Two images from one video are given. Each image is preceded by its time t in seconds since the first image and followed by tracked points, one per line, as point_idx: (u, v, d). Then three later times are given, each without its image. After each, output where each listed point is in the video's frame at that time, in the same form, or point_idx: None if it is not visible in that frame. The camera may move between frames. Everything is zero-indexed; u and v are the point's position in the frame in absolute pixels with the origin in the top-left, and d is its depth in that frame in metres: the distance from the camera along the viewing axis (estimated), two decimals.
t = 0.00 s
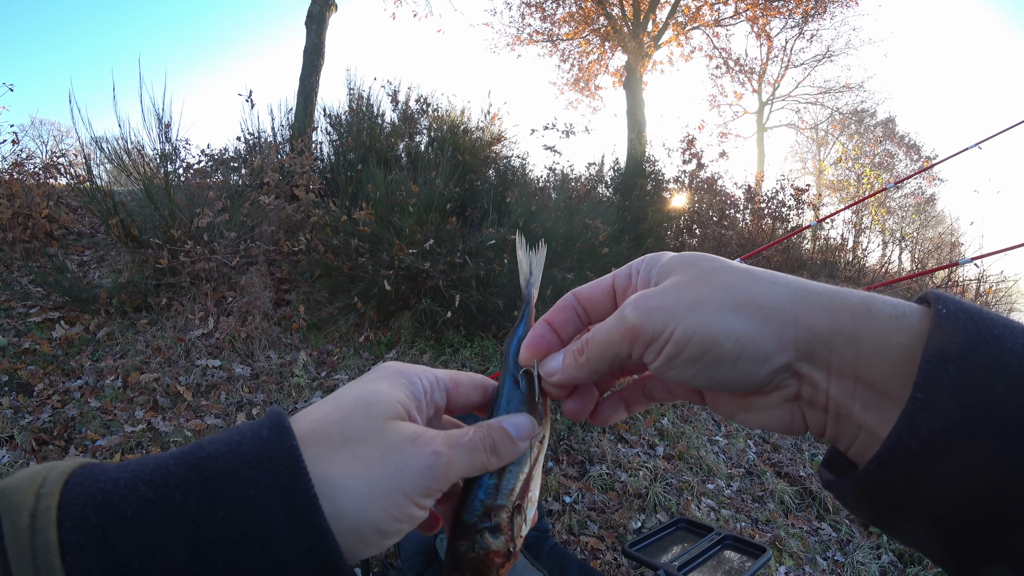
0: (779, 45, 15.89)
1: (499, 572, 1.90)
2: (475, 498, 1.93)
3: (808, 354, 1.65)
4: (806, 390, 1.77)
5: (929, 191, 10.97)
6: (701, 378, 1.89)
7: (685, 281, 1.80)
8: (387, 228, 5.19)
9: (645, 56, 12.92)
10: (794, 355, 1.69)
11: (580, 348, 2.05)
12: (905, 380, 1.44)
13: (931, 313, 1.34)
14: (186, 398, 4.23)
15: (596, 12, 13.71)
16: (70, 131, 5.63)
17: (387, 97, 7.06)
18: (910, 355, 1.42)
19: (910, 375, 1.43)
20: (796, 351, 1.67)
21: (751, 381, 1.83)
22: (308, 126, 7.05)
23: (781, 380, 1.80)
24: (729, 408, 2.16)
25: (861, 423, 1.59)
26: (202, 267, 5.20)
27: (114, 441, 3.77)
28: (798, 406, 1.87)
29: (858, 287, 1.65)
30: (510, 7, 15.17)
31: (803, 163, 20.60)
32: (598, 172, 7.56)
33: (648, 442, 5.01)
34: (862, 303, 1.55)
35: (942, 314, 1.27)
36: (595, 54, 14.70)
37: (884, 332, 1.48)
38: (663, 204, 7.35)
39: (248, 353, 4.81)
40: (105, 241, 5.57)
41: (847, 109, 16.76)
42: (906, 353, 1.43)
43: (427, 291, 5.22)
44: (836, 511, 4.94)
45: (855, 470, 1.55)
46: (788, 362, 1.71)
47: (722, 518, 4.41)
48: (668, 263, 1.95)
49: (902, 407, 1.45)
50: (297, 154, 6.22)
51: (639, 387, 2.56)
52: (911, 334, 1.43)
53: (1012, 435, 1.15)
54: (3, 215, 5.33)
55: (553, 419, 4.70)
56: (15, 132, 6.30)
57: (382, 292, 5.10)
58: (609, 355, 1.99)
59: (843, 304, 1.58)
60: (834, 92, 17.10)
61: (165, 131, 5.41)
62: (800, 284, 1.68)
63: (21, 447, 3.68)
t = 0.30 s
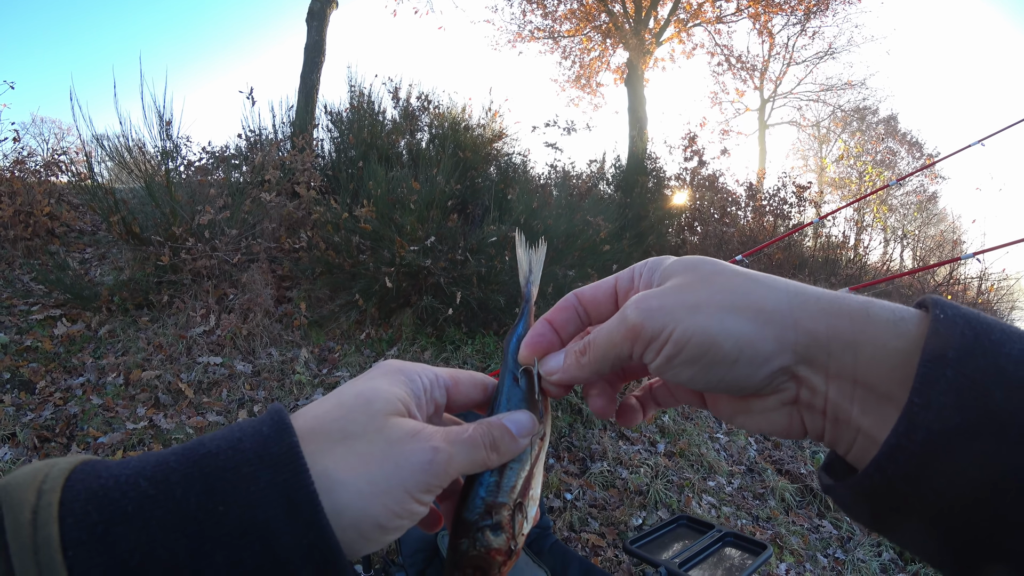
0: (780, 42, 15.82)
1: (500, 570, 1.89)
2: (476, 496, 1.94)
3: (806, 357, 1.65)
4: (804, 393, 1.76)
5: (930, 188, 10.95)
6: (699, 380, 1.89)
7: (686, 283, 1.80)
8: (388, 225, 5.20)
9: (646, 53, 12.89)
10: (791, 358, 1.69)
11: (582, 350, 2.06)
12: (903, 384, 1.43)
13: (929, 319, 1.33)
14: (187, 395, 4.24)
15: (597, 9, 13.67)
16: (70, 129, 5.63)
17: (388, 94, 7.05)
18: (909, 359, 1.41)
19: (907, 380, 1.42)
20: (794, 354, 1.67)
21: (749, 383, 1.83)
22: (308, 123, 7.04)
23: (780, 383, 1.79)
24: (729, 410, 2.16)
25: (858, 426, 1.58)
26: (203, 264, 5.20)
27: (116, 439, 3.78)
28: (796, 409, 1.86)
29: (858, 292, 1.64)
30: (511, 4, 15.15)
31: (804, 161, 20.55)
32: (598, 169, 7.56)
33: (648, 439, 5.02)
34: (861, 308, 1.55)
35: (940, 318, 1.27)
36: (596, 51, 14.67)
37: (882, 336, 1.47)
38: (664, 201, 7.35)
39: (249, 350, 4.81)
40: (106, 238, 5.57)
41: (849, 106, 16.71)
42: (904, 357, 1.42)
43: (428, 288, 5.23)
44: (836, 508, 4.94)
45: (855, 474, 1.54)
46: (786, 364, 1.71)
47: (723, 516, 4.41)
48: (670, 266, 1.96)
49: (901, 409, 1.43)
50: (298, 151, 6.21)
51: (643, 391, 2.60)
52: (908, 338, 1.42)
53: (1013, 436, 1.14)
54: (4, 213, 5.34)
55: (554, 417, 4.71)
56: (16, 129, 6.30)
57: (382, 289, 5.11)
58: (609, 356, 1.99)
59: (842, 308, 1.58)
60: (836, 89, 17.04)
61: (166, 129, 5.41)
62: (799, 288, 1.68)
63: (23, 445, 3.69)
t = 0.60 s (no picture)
0: (780, 39, 15.78)
1: (497, 549, 1.83)
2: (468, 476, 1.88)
3: (819, 382, 1.55)
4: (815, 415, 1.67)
5: (930, 186, 10.93)
6: (711, 382, 1.81)
7: (713, 278, 1.69)
8: (388, 225, 5.20)
9: (646, 51, 12.87)
10: (804, 381, 1.59)
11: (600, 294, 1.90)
12: (919, 426, 1.32)
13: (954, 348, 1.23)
14: (188, 395, 4.24)
15: (597, 8, 13.64)
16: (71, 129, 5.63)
17: (388, 93, 7.04)
18: (927, 400, 1.30)
19: (925, 424, 1.31)
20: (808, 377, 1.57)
21: (760, 394, 1.74)
22: (308, 123, 7.04)
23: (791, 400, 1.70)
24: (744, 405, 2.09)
25: (866, 450, 1.47)
26: (204, 264, 5.20)
27: (117, 439, 3.79)
28: (806, 426, 1.78)
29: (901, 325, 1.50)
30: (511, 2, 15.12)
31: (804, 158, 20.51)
32: (599, 168, 7.55)
33: (649, 438, 5.01)
34: (889, 342, 1.42)
35: (967, 347, 1.16)
36: (596, 49, 14.64)
37: (904, 370, 1.36)
38: (665, 199, 7.36)
39: (250, 350, 4.81)
40: (106, 239, 5.57)
41: (849, 103, 16.68)
42: (924, 400, 1.31)
43: (428, 288, 5.22)
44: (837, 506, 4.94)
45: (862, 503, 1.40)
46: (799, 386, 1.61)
47: (724, 514, 4.42)
48: (715, 250, 1.82)
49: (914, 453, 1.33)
50: (298, 151, 6.21)
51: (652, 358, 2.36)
52: (932, 382, 1.30)
53: None
54: (4, 214, 5.33)
55: (554, 416, 4.71)
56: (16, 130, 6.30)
57: (383, 289, 5.11)
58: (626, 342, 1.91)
59: (870, 336, 1.46)
60: (836, 86, 17.01)
61: (166, 129, 5.40)
62: (831, 309, 1.56)
63: (25, 445, 3.69)
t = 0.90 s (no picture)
0: (780, 42, 15.78)
1: (510, 541, 1.89)
2: (474, 474, 1.93)
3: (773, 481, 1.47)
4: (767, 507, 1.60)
5: (931, 187, 10.92)
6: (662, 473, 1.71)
7: (667, 373, 1.60)
8: (388, 229, 5.21)
9: (645, 54, 12.88)
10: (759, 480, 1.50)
11: (554, 383, 1.80)
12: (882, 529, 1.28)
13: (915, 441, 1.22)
14: (189, 400, 4.24)
15: (597, 11, 13.68)
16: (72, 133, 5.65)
17: (388, 97, 7.05)
18: (887, 503, 1.27)
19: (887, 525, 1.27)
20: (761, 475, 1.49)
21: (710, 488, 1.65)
22: (309, 127, 7.05)
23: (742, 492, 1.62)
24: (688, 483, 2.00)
25: (826, 544, 1.42)
26: (204, 268, 5.20)
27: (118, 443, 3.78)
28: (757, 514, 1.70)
29: (854, 414, 1.45)
30: (511, 6, 15.14)
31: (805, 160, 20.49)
32: (599, 171, 7.56)
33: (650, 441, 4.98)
34: (842, 442, 1.37)
35: (928, 447, 1.15)
36: (595, 52, 14.67)
37: (861, 475, 1.31)
38: (665, 202, 7.37)
39: (251, 354, 4.81)
40: (108, 243, 5.58)
41: (848, 105, 16.67)
42: (885, 505, 1.27)
43: (429, 292, 5.23)
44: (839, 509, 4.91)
45: None
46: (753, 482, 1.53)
47: (725, 518, 4.40)
48: (663, 335, 1.74)
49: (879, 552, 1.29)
50: (299, 155, 6.21)
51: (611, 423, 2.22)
52: (892, 483, 1.27)
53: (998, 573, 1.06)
54: (6, 218, 5.34)
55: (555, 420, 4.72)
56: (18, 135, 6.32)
57: (383, 293, 5.11)
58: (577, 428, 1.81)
59: (824, 435, 1.40)
60: (836, 88, 17.00)
61: (167, 133, 5.41)
62: (783, 403, 1.48)
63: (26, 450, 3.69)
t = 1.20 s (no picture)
0: (779, 44, 15.79)
1: (529, 508, 1.81)
2: (477, 451, 1.85)
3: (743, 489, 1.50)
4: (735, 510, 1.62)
5: (930, 188, 10.93)
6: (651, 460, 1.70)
7: (681, 371, 1.58)
8: (388, 233, 5.21)
9: (644, 57, 12.91)
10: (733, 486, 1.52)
11: (579, 334, 1.68)
12: (838, 551, 1.33)
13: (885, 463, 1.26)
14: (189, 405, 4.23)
15: (595, 15, 13.71)
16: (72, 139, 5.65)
17: (388, 102, 7.06)
18: (853, 529, 1.30)
19: (846, 548, 1.31)
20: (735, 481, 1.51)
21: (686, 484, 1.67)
22: (308, 132, 7.06)
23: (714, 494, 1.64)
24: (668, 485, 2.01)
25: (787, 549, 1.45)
26: (204, 273, 5.21)
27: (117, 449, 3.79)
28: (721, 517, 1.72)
29: (837, 446, 1.48)
30: (510, 10, 15.18)
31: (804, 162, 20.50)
32: (598, 174, 7.58)
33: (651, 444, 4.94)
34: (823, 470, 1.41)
35: (894, 469, 1.20)
36: (594, 56, 14.71)
37: (832, 503, 1.35)
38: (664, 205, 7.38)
39: (251, 359, 4.81)
40: (108, 248, 5.59)
41: (847, 107, 16.69)
42: (848, 528, 1.31)
43: (429, 296, 5.23)
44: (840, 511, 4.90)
45: None
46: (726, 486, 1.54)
47: (726, 521, 4.40)
48: (683, 326, 1.71)
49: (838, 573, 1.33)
50: (298, 160, 6.22)
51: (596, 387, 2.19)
52: (858, 509, 1.31)
53: None
54: (6, 223, 5.35)
55: (555, 424, 4.73)
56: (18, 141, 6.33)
57: (383, 297, 5.10)
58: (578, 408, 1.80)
59: (804, 463, 1.43)
60: (834, 90, 17.03)
61: (167, 139, 5.42)
62: (772, 423, 1.52)
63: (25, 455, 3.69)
